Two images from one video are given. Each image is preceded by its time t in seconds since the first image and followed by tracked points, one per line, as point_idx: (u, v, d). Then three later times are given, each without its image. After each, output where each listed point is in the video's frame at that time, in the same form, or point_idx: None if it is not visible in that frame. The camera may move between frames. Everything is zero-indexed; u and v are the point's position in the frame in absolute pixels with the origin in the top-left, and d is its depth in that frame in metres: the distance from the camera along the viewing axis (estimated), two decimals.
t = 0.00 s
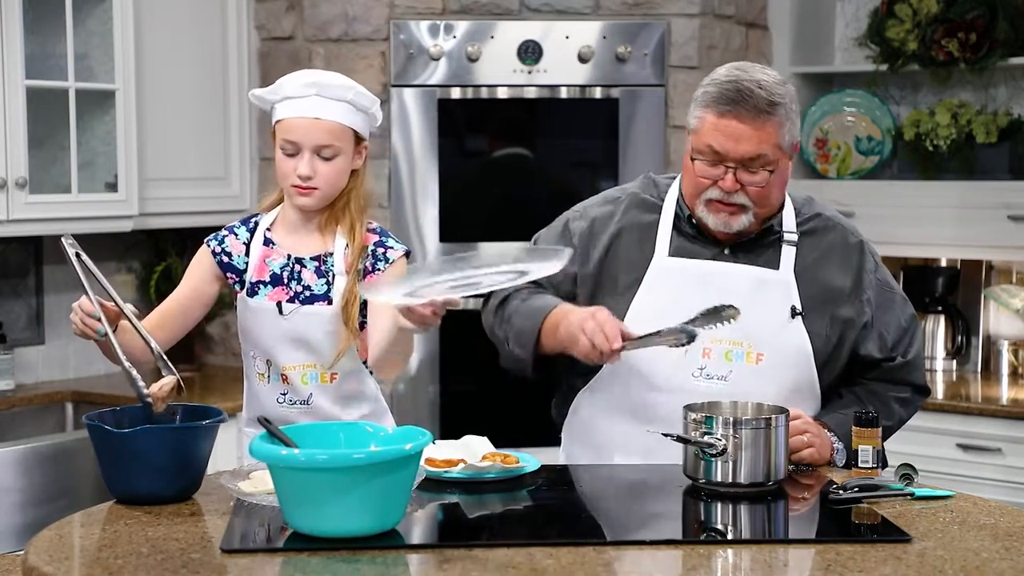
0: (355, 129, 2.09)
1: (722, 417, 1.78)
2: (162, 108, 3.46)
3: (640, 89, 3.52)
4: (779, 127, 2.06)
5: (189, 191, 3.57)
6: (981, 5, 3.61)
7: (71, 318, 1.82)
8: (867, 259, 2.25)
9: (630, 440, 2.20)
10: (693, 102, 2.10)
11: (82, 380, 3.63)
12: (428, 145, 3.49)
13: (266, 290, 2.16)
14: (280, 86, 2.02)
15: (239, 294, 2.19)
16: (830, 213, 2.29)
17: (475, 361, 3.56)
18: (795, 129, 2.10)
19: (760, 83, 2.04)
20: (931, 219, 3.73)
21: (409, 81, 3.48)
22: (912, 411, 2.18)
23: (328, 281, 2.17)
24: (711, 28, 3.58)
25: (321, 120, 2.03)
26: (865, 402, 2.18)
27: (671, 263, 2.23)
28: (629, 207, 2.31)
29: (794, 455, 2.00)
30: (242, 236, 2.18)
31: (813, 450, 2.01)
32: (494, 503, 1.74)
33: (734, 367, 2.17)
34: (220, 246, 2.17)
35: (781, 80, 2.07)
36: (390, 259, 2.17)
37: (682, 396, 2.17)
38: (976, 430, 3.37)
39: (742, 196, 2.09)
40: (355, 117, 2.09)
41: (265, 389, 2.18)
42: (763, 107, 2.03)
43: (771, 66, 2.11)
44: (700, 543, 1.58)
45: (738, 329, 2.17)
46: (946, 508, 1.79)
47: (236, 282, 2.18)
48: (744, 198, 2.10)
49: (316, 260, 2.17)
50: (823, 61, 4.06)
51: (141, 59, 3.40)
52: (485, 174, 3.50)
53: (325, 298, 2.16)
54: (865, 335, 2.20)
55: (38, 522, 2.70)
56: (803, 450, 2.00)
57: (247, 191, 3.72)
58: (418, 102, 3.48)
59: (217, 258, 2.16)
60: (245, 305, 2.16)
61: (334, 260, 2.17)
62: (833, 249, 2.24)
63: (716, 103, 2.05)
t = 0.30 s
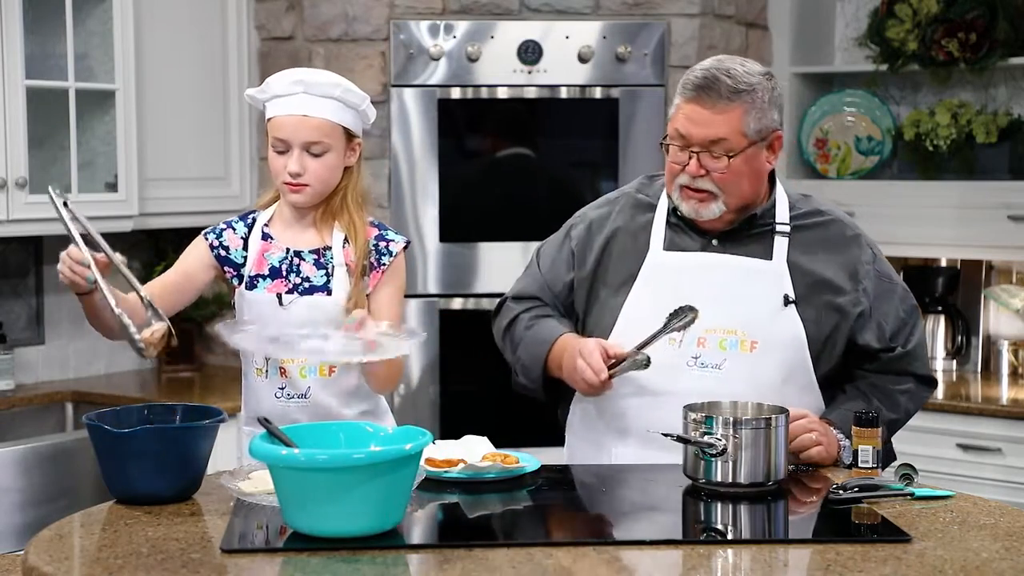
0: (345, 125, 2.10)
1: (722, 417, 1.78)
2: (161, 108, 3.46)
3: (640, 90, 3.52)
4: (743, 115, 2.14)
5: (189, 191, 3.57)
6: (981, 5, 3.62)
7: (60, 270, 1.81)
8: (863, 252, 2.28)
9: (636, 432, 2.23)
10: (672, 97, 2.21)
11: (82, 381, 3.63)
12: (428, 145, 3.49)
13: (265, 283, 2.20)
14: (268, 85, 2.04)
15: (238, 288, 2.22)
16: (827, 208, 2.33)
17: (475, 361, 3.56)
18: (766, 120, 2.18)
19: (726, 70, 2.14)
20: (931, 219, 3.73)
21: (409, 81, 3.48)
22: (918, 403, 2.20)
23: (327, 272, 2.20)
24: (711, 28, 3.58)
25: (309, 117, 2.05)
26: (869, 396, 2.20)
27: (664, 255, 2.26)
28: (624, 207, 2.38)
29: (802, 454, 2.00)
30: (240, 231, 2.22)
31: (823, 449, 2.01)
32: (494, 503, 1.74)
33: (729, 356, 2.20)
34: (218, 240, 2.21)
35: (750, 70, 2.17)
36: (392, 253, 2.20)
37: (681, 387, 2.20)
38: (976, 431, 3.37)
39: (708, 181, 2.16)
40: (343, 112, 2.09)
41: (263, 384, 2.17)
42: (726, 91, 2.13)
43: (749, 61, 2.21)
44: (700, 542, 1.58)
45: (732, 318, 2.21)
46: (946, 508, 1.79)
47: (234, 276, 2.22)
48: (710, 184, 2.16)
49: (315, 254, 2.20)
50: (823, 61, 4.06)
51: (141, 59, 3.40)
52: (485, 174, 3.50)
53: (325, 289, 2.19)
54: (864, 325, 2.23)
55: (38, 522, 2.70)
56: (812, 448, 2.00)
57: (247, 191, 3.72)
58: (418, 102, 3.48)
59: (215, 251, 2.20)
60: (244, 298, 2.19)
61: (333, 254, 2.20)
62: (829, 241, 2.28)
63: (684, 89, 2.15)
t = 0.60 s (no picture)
0: (350, 123, 2.11)
1: (722, 417, 1.78)
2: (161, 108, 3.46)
3: (640, 90, 3.51)
4: (713, 101, 2.23)
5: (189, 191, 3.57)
6: (981, 5, 3.62)
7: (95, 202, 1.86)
8: (841, 245, 2.33)
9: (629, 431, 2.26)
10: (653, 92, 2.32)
11: (83, 380, 3.63)
12: (428, 145, 3.50)
13: (269, 278, 2.20)
14: (274, 85, 2.05)
15: (240, 283, 2.22)
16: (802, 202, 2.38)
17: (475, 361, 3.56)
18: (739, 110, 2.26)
19: (701, 59, 2.25)
20: (931, 219, 3.73)
21: (409, 81, 3.48)
22: (906, 395, 2.26)
23: (330, 268, 2.21)
24: (710, 28, 3.58)
25: (315, 116, 2.05)
26: (860, 393, 2.25)
27: (644, 253, 2.31)
28: (604, 211, 2.42)
29: (809, 456, 2.01)
30: (248, 225, 2.24)
31: (824, 449, 2.02)
32: (494, 503, 1.74)
33: (709, 353, 2.24)
34: (226, 231, 2.23)
35: (726, 62, 2.27)
36: (395, 252, 2.23)
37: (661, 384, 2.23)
38: (976, 431, 3.37)
39: (677, 167, 2.24)
40: (349, 112, 2.10)
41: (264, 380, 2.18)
42: (698, 76, 2.23)
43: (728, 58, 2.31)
44: (700, 543, 1.58)
45: (712, 315, 2.24)
46: (946, 508, 1.79)
47: (237, 270, 2.22)
48: (678, 169, 2.24)
49: (317, 251, 2.21)
50: (823, 61, 4.06)
51: (141, 59, 3.40)
52: (484, 174, 3.51)
53: (327, 285, 2.20)
54: (847, 318, 2.28)
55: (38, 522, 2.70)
56: (818, 450, 2.01)
57: (247, 191, 3.72)
58: (418, 102, 3.49)
59: (222, 243, 2.22)
60: (247, 293, 2.20)
61: (336, 251, 2.21)
62: (807, 234, 2.33)
63: (661, 77, 2.27)
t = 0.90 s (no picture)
0: (356, 124, 2.12)
1: (722, 417, 1.78)
2: (161, 108, 3.46)
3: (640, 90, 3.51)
4: (672, 101, 2.24)
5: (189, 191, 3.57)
6: (981, 5, 3.62)
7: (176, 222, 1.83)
8: (805, 235, 2.33)
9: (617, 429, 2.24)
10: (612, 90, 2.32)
11: (82, 381, 3.63)
12: (428, 144, 3.49)
13: (275, 277, 2.22)
14: (283, 86, 2.05)
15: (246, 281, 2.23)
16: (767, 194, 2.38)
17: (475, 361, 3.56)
18: (696, 109, 2.27)
19: (656, 57, 2.25)
20: (931, 219, 3.73)
21: (409, 81, 3.48)
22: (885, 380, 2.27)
23: (337, 267, 2.24)
24: (710, 28, 3.58)
25: (325, 117, 2.07)
26: (842, 385, 2.26)
27: (610, 251, 2.30)
28: (567, 211, 2.41)
29: (812, 457, 2.01)
30: (254, 224, 2.25)
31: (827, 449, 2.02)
32: (494, 503, 1.74)
33: (680, 348, 2.23)
34: (233, 230, 2.23)
35: (682, 59, 2.27)
36: (401, 251, 2.29)
37: (632, 380, 2.23)
38: (976, 430, 3.37)
39: (636, 167, 2.24)
40: (355, 112, 2.11)
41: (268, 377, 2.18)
42: (653, 75, 2.23)
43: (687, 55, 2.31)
44: (700, 543, 1.58)
45: (680, 311, 2.24)
46: (946, 508, 1.79)
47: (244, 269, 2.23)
48: (638, 170, 2.24)
49: (324, 250, 2.24)
50: (823, 61, 4.06)
51: (141, 59, 3.40)
52: (484, 175, 3.51)
53: (334, 282, 2.23)
54: (818, 306, 2.29)
55: (38, 522, 2.70)
56: (821, 450, 2.01)
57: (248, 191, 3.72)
58: (418, 102, 3.49)
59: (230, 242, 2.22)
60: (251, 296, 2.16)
61: (342, 250, 2.24)
62: (771, 227, 2.34)
63: (618, 77, 2.27)
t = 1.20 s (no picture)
0: (362, 124, 2.13)
1: (722, 417, 1.78)
2: (161, 108, 3.46)
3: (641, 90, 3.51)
4: (645, 105, 2.21)
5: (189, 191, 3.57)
6: (981, 5, 3.62)
7: (219, 234, 1.84)
8: (781, 233, 2.34)
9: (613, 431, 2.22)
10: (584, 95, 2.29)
11: (82, 381, 3.63)
12: (428, 144, 3.49)
13: (279, 276, 2.21)
14: (291, 86, 2.05)
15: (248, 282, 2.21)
16: (739, 192, 2.39)
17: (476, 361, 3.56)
18: (669, 112, 2.24)
19: (628, 61, 2.23)
20: (931, 219, 3.73)
21: (409, 81, 3.48)
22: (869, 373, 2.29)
23: (342, 267, 2.24)
24: (711, 28, 3.58)
25: (333, 119, 2.07)
26: (832, 381, 2.26)
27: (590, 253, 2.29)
28: (543, 216, 2.41)
29: (814, 458, 2.01)
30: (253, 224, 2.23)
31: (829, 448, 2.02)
32: (494, 503, 1.74)
33: (663, 352, 2.23)
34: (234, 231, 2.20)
35: (653, 63, 2.25)
36: (404, 251, 2.30)
37: (616, 385, 2.23)
38: (976, 430, 3.37)
39: (612, 173, 2.22)
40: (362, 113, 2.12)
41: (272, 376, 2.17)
42: (626, 80, 2.20)
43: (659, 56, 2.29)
44: (700, 543, 1.58)
45: (661, 315, 2.23)
46: (946, 508, 1.79)
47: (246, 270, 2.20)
48: (614, 175, 2.22)
49: (328, 249, 2.24)
50: (823, 61, 4.06)
51: (141, 59, 3.40)
52: (484, 175, 3.51)
53: (340, 282, 2.23)
54: (797, 304, 2.30)
55: (38, 523, 2.70)
56: (822, 451, 2.00)
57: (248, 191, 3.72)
58: (418, 102, 3.48)
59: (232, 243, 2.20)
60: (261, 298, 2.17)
61: (346, 250, 2.24)
62: (746, 226, 2.34)
63: (590, 82, 2.24)
